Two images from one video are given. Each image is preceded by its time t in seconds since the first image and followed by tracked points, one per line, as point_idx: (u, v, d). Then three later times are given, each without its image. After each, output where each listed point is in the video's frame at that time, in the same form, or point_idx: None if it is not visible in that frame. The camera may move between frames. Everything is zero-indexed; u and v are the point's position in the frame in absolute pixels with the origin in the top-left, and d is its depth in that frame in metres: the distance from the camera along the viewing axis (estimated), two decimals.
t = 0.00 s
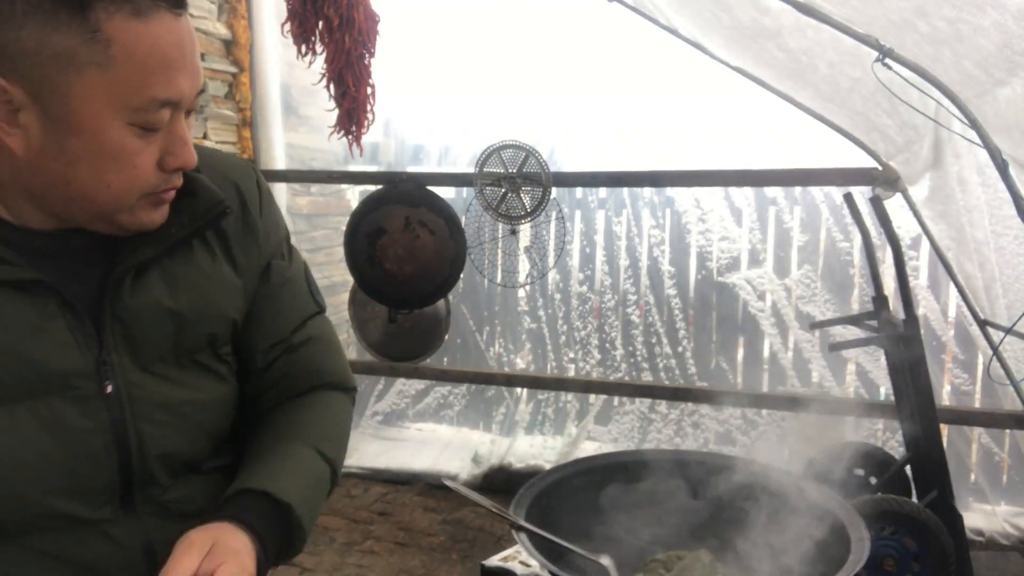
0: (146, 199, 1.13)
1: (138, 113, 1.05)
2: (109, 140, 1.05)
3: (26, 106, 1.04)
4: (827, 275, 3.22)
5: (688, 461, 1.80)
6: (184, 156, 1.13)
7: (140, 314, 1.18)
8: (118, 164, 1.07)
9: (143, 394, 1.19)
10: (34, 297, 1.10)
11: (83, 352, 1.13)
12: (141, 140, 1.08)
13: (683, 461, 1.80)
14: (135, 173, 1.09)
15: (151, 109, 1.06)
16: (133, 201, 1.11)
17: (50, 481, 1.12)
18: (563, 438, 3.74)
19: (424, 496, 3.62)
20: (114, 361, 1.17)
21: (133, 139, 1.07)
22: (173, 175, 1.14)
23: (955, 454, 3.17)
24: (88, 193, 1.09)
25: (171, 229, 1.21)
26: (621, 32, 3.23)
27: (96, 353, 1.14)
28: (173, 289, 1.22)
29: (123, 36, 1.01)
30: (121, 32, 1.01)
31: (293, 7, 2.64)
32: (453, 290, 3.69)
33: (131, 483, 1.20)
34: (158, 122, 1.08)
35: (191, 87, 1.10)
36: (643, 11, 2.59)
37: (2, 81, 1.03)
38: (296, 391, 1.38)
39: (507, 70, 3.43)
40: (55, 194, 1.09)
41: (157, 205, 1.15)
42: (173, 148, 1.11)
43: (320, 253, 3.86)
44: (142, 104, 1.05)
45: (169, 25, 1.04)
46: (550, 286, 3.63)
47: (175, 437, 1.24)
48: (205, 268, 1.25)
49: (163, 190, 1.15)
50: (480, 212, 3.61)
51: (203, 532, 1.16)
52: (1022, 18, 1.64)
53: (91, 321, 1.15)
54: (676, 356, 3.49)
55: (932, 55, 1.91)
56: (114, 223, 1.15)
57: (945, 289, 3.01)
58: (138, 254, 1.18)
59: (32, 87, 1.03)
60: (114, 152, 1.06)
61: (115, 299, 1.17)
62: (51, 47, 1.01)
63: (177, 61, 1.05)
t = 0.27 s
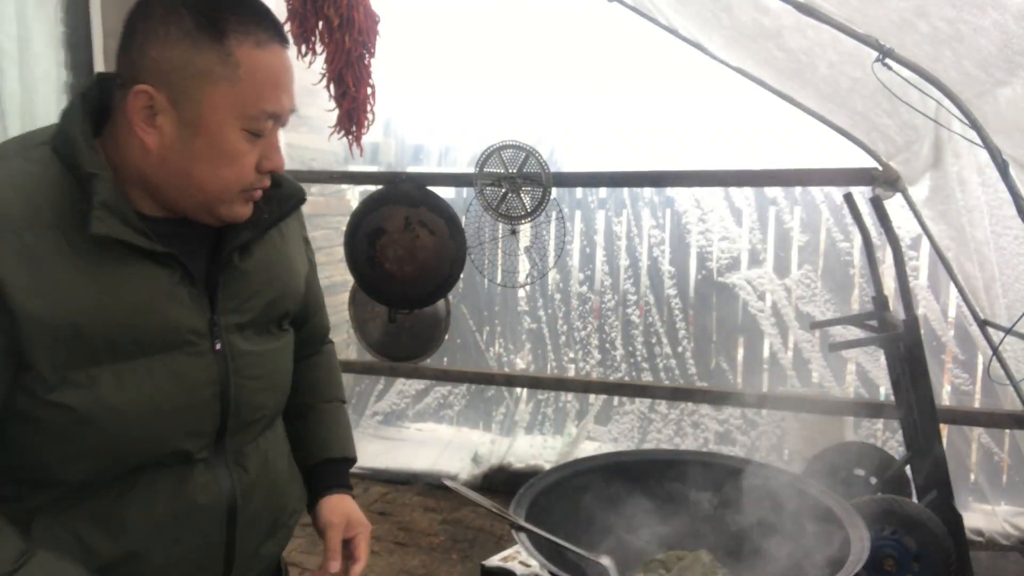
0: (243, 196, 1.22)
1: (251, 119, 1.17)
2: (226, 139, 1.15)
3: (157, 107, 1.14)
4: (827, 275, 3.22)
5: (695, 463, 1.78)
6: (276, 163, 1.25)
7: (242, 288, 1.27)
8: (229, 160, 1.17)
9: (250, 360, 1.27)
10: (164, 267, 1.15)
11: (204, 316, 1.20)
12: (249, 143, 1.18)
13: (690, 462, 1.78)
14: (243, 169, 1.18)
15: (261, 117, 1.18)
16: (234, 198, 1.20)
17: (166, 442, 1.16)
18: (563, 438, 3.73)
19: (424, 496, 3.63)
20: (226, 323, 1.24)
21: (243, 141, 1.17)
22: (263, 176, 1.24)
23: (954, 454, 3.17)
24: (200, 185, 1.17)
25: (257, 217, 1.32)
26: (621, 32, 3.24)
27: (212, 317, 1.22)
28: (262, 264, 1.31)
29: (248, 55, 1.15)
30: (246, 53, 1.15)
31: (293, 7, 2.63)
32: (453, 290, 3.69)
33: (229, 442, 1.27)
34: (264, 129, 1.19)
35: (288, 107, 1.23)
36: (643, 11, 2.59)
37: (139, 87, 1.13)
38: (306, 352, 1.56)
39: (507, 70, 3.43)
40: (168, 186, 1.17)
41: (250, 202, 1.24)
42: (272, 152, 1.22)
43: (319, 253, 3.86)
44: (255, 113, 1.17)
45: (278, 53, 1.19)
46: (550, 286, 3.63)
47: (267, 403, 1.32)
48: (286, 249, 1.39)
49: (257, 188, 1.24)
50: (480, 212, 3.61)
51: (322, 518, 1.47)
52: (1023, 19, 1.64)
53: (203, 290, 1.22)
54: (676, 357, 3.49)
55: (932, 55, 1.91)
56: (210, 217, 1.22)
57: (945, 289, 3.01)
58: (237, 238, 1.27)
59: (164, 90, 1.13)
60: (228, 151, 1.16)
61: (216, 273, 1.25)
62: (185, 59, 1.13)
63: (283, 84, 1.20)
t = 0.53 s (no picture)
0: (345, 207, 1.26)
1: (364, 143, 1.21)
2: (342, 156, 1.21)
3: (294, 119, 1.21)
4: (827, 275, 3.22)
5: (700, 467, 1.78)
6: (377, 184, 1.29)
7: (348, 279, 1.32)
8: (342, 174, 1.22)
9: (347, 347, 1.30)
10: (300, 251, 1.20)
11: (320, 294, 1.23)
12: (360, 163, 1.23)
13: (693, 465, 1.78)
14: (348, 185, 1.23)
15: (373, 143, 1.22)
16: (338, 208, 1.25)
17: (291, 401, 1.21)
18: (563, 438, 3.73)
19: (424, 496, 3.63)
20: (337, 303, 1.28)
21: (356, 162, 1.22)
22: (365, 194, 1.28)
23: (954, 454, 3.17)
24: (315, 191, 1.23)
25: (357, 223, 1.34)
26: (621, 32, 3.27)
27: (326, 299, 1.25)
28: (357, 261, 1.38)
29: (370, 90, 1.20)
30: (369, 88, 1.20)
31: (293, 7, 2.64)
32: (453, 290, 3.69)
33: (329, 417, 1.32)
34: (374, 153, 1.24)
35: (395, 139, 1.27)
36: (642, 11, 2.59)
37: (283, 101, 1.21)
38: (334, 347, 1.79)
39: (507, 70, 3.43)
40: (291, 188, 1.24)
41: (352, 214, 1.28)
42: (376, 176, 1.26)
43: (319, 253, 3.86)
44: (366, 137, 1.21)
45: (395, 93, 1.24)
46: (550, 286, 3.63)
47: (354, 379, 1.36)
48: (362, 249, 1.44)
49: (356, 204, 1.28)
50: (480, 212, 3.63)
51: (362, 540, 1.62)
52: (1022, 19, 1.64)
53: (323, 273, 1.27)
54: (676, 357, 3.49)
55: (932, 55, 1.91)
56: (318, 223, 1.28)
57: (946, 288, 3.01)
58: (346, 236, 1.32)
59: (302, 106, 1.20)
60: (342, 168, 1.21)
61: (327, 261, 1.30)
62: (321, 83, 1.19)
63: (393, 117, 1.24)
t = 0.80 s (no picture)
0: (387, 197, 1.39)
1: (408, 140, 1.36)
2: (388, 149, 1.35)
3: (348, 116, 1.36)
4: (826, 275, 3.22)
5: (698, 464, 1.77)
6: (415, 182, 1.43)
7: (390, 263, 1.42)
8: (388, 165, 1.35)
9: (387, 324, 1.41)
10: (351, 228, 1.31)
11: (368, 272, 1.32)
12: (404, 157, 1.37)
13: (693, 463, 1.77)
14: (391, 177, 1.36)
15: (415, 140, 1.36)
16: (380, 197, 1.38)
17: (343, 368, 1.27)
18: (563, 438, 3.73)
19: (424, 496, 3.63)
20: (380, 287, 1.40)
21: (399, 156, 1.36)
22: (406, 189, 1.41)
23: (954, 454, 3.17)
24: (363, 179, 1.36)
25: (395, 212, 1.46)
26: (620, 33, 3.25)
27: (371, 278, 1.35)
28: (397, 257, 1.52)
29: (415, 96, 1.35)
30: (414, 94, 1.35)
31: (292, 7, 2.64)
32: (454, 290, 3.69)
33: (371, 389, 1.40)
34: (415, 151, 1.38)
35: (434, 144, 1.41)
36: (642, 11, 2.59)
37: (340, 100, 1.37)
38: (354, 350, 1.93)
39: (507, 70, 3.42)
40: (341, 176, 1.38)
41: (392, 206, 1.41)
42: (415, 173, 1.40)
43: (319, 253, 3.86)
44: (409, 134, 1.35)
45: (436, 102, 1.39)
46: (550, 286, 3.63)
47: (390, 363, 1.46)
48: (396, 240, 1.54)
49: (398, 197, 1.40)
50: (479, 212, 3.65)
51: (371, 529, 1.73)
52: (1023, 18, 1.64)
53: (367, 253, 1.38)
54: (676, 357, 3.49)
55: (932, 55, 1.91)
56: (363, 211, 1.41)
57: (946, 289, 3.01)
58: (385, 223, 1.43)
59: (357, 105, 1.35)
60: (388, 160, 1.35)
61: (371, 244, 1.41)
62: (373, 86, 1.35)
63: (433, 122, 1.39)
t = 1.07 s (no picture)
0: (405, 199, 1.43)
1: (428, 144, 1.39)
2: (408, 152, 1.38)
3: (370, 119, 1.40)
4: (826, 275, 3.21)
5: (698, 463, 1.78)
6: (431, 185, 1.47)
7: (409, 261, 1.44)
8: (407, 167, 1.39)
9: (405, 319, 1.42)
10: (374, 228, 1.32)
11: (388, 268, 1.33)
12: (423, 160, 1.40)
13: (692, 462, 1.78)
14: (410, 179, 1.40)
15: (434, 144, 1.40)
16: (398, 198, 1.42)
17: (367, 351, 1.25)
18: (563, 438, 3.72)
19: (424, 496, 3.63)
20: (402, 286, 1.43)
21: (418, 160, 1.40)
22: (424, 192, 1.44)
23: (954, 454, 3.17)
24: (383, 180, 1.40)
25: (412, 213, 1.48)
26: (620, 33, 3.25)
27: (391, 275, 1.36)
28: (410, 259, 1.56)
29: (435, 103, 1.39)
30: (435, 101, 1.39)
31: (292, 7, 2.63)
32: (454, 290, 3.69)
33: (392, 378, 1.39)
34: (433, 155, 1.41)
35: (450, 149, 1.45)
36: (642, 11, 2.59)
37: (363, 103, 1.40)
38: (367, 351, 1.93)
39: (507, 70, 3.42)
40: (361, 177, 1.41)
41: (409, 207, 1.45)
42: (432, 176, 1.43)
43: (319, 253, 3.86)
44: (428, 139, 1.39)
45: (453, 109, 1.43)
46: (550, 286, 3.62)
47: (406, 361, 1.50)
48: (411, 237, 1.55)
49: (414, 199, 1.44)
50: (480, 212, 3.65)
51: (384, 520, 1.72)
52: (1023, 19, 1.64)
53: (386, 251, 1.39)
54: (676, 357, 3.49)
55: (932, 55, 1.91)
56: (381, 211, 1.45)
57: (946, 289, 3.01)
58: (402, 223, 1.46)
59: (379, 109, 1.39)
60: (407, 162, 1.39)
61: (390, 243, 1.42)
62: (396, 91, 1.38)
63: (451, 127, 1.42)
